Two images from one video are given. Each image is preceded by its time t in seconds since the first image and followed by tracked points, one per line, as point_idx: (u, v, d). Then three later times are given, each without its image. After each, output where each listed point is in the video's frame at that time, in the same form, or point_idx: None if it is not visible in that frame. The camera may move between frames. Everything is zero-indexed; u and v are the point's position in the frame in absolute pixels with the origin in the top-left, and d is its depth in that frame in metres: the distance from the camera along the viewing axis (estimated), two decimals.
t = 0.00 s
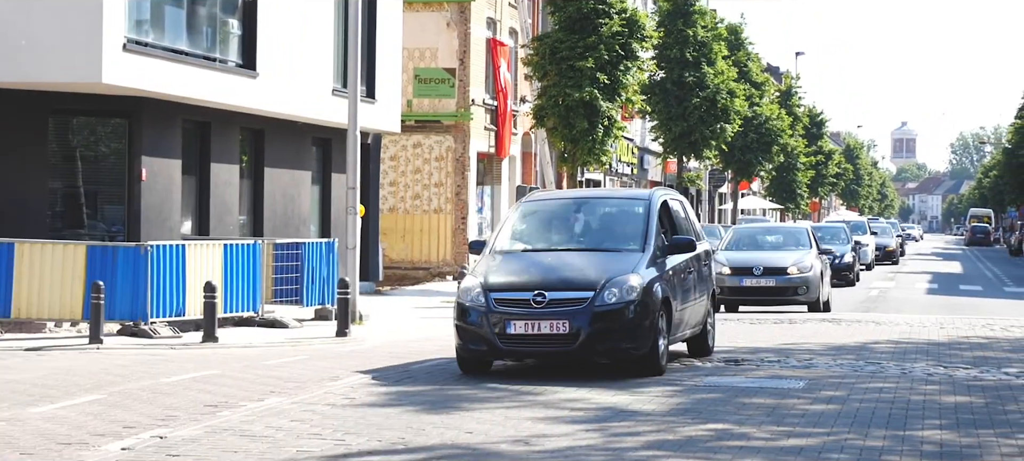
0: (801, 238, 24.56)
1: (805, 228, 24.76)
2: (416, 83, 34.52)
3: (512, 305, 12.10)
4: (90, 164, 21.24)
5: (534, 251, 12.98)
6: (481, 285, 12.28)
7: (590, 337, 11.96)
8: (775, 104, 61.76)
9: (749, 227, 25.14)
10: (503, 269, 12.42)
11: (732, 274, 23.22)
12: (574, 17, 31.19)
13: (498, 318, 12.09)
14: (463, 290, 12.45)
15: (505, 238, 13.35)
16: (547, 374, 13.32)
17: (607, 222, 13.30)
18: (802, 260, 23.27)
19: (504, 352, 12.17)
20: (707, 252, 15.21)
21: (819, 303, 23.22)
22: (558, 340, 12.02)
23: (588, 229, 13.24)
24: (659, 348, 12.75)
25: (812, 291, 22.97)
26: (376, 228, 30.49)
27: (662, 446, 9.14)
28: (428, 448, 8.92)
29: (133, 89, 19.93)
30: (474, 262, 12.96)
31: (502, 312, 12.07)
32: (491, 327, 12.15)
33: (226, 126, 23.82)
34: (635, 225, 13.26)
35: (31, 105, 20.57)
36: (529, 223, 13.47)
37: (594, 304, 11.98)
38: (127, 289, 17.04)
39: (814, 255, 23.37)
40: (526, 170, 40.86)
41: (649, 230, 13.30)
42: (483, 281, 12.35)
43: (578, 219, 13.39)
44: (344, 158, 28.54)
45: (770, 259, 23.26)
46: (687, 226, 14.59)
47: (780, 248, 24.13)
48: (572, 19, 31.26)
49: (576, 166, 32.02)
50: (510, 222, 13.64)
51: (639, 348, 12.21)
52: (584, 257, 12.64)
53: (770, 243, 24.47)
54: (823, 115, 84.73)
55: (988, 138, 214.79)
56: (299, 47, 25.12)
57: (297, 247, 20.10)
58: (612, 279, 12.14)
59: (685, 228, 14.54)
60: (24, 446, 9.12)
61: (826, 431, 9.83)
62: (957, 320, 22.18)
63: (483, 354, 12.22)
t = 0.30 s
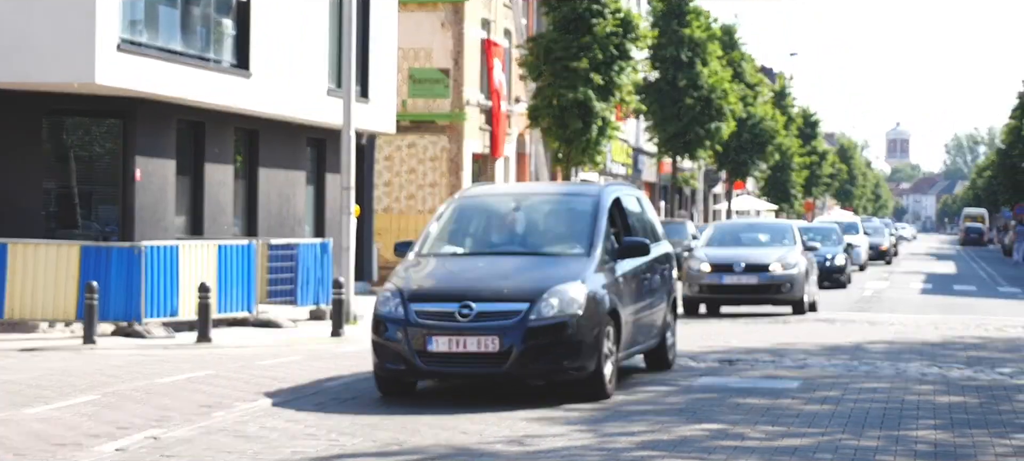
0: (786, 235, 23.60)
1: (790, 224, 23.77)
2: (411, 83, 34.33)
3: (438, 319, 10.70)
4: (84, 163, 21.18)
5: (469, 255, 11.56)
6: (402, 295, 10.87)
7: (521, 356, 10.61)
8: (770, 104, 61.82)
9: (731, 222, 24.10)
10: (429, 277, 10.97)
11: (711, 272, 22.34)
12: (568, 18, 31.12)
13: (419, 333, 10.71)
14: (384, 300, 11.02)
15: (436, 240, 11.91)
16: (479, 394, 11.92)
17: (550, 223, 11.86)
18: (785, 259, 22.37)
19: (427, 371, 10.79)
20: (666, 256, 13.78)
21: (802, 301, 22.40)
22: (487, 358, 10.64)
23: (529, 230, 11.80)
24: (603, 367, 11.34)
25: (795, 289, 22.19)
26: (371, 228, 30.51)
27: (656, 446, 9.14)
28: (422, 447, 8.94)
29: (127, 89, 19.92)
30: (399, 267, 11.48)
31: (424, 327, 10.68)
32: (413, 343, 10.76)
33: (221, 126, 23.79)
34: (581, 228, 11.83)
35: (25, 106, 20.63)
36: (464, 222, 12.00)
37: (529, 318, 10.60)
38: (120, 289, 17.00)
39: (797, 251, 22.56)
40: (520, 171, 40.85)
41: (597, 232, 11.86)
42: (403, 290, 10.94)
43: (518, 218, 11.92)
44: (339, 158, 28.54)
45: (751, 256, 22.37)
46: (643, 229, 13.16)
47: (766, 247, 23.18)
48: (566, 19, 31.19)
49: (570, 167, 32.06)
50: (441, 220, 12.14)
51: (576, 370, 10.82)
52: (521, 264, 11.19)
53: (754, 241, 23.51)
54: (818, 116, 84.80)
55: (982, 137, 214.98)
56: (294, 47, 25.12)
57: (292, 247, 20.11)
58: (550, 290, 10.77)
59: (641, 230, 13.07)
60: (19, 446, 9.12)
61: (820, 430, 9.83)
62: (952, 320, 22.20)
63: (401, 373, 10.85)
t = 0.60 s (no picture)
0: (769, 234, 21.27)
1: (773, 223, 21.45)
2: (405, 83, 34.44)
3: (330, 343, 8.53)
4: (78, 163, 21.18)
5: (373, 265, 9.38)
6: (291, 313, 8.70)
7: (434, 389, 8.41)
8: (764, 104, 61.87)
9: (709, 220, 21.71)
10: (322, 292, 8.83)
11: (688, 279, 19.86)
12: (562, 17, 31.11)
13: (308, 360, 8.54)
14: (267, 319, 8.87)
15: (338, 245, 9.80)
16: (388, 425, 9.87)
17: (473, 223, 9.70)
18: (768, 264, 20.00)
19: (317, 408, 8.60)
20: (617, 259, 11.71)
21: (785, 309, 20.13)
22: (391, 394, 8.46)
23: (447, 233, 9.63)
24: (532, 397, 9.17)
25: (779, 297, 19.87)
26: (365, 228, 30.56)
27: (650, 446, 9.15)
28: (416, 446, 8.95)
29: (120, 89, 19.88)
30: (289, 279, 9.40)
31: (315, 352, 8.49)
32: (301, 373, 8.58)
33: (214, 126, 23.76)
34: (509, 229, 9.63)
35: (19, 105, 20.64)
36: (371, 224, 9.85)
37: (439, 345, 8.41)
38: (115, 289, 17.01)
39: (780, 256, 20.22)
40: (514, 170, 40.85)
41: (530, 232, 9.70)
42: (293, 307, 8.77)
43: (436, 218, 9.75)
44: (332, 157, 28.55)
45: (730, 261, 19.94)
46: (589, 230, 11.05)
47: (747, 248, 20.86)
48: (560, 19, 31.17)
49: (564, 167, 32.11)
50: (346, 221, 10.04)
51: (502, 404, 8.64)
52: (433, 273, 9.03)
53: (734, 241, 21.11)
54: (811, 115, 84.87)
55: (975, 137, 215.33)
56: (289, 47, 25.12)
57: (286, 247, 20.00)
58: (466, 308, 8.55)
59: (586, 231, 10.99)
60: (11, 447, 9.09)
61: (814, 430, 9.85)
62: (945, 319, 22.25)
63: (287, 408, 8.66)
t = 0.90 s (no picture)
0: (748, 233, 20.38)
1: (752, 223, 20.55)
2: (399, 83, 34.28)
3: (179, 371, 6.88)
4: (72, 163, 21.15)
5: (245, 275, 7.81)
6: (133, 334, 7.05)
7: (304, 427, 6.78)
8: (757, 105, 61.91)
9: (685, 220, 20.82)
10: (172, 310, 7.19)
11: (662, 284, 18.97)
12: (556, 18, 31.23)
13: (151, 392, 6.86)
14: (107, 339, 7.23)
15: (209, 252, 8.20)
16: None
17: (372, 225, 8.12)
18: (746, 267, 18.99)
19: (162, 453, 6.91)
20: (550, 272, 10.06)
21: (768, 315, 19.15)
22: (253, 433, 6.80)
23: (337, 237, 8.04)
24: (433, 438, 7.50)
25: (759, 301, 18.90)
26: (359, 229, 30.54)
27: (644, 446, 9.15)
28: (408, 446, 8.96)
29: (114, 88, 19.87)
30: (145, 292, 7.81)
31: (157, 383, 6.83)
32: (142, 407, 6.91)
33: (209, 126, 23.75)
34: (411, 230, 8.03)
35: (14, 105, 20.56)
36: (250, 227, 8.28)
37: (312, 373, 6.78)
38: (109, 289, 16.96)
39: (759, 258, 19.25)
40: (508, 170, 40.85)
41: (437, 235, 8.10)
42: (137, 326, 7.12)
43: (324, 221, 8.18)
44: (327, 157, 28.53)
45: (706, 263, 18.98)
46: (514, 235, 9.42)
47: (725, 249, 19.91)
48: (555, 19, 31.27)
49: (558, 167, 32.06)
50: (221, 222, 8.45)
51: (390, 446, 6.95)
52: (311, 287, 7.39)
53: (712, 241, 20.21)
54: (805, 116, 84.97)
55: (969, 137, 215.57)
56: (283, 47, 25.12)
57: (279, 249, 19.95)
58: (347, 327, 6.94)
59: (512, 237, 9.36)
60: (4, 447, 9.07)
61: (808, 430, 9.86)
62: (939, 319, 22.28)
63: (127, 452, 6.97)
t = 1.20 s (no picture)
0: (726, 233, 19.08)
1: (731, 224, 19.26)
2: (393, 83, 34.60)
3: None
4: (66, 163, 21.16)
5: (52, 294, 6.11)
6: None
7: None
8: (751, 105, 61.96)
9: (658, 219, 19.47)
10: None
11: (630, 288, 17.62)
12: (550, 17, 31.15)
13: None
14: None
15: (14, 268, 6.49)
16: None
17: (216, 228, 6.44)
18: (722, 270, 17.70)
19: None
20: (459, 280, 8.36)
21: (745, 321, 17.94)
22: None
23: (174, 244, 6.36)
24: None
25: (735, 308, 17.65)
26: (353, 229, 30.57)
27: (639, 445, 9.15)
28: (404, 445, 8.97)
29: (108, 88, 19.84)
30: None
31: None
32: None
33: (203, 125, 23.75)
34: (260, 235, 6.32)
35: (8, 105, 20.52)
36: (70, 234, 6.60)
37: (112, 422, 5.11)
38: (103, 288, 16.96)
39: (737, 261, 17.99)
40: (502, 170, 40.89)
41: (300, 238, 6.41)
42: None
43: (159, 222, 6.51)
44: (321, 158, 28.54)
45: (679, 267, 17.66)
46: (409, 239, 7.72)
47: (702, 251, 18.60)
48: (548, 19, 31.24)
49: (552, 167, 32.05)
50: (36, 228, 6.78)
51: None
52: (124, 309, 5.70)
53: (688, 242, 18.90)
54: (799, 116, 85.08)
55: (962, 137, 215.80)
56: (277, 46, 25.11)
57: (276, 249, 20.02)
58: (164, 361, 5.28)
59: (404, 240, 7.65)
60: None
61: (802, 431, 9.86)
62: (933, 319, 22.31)
63: None
